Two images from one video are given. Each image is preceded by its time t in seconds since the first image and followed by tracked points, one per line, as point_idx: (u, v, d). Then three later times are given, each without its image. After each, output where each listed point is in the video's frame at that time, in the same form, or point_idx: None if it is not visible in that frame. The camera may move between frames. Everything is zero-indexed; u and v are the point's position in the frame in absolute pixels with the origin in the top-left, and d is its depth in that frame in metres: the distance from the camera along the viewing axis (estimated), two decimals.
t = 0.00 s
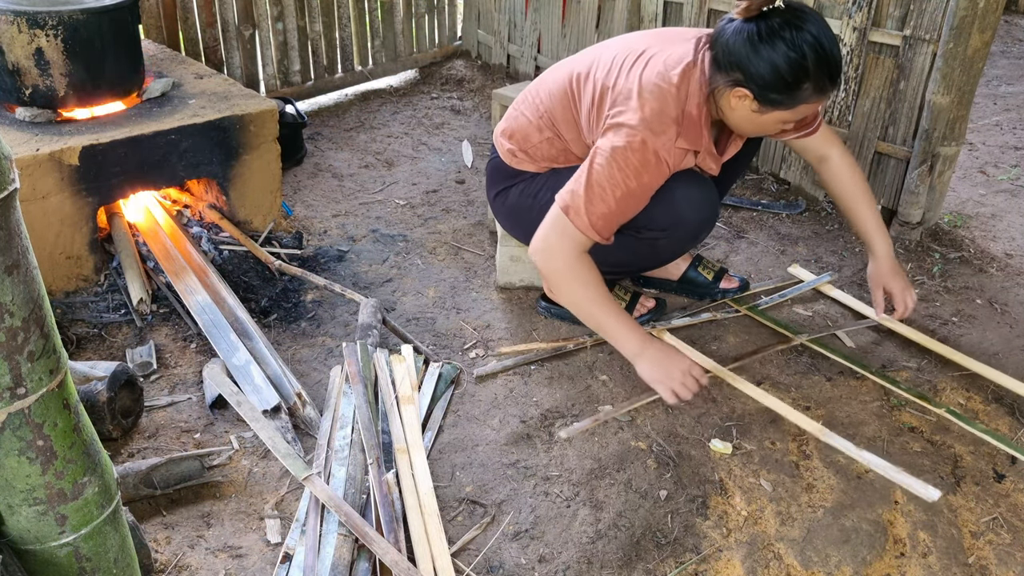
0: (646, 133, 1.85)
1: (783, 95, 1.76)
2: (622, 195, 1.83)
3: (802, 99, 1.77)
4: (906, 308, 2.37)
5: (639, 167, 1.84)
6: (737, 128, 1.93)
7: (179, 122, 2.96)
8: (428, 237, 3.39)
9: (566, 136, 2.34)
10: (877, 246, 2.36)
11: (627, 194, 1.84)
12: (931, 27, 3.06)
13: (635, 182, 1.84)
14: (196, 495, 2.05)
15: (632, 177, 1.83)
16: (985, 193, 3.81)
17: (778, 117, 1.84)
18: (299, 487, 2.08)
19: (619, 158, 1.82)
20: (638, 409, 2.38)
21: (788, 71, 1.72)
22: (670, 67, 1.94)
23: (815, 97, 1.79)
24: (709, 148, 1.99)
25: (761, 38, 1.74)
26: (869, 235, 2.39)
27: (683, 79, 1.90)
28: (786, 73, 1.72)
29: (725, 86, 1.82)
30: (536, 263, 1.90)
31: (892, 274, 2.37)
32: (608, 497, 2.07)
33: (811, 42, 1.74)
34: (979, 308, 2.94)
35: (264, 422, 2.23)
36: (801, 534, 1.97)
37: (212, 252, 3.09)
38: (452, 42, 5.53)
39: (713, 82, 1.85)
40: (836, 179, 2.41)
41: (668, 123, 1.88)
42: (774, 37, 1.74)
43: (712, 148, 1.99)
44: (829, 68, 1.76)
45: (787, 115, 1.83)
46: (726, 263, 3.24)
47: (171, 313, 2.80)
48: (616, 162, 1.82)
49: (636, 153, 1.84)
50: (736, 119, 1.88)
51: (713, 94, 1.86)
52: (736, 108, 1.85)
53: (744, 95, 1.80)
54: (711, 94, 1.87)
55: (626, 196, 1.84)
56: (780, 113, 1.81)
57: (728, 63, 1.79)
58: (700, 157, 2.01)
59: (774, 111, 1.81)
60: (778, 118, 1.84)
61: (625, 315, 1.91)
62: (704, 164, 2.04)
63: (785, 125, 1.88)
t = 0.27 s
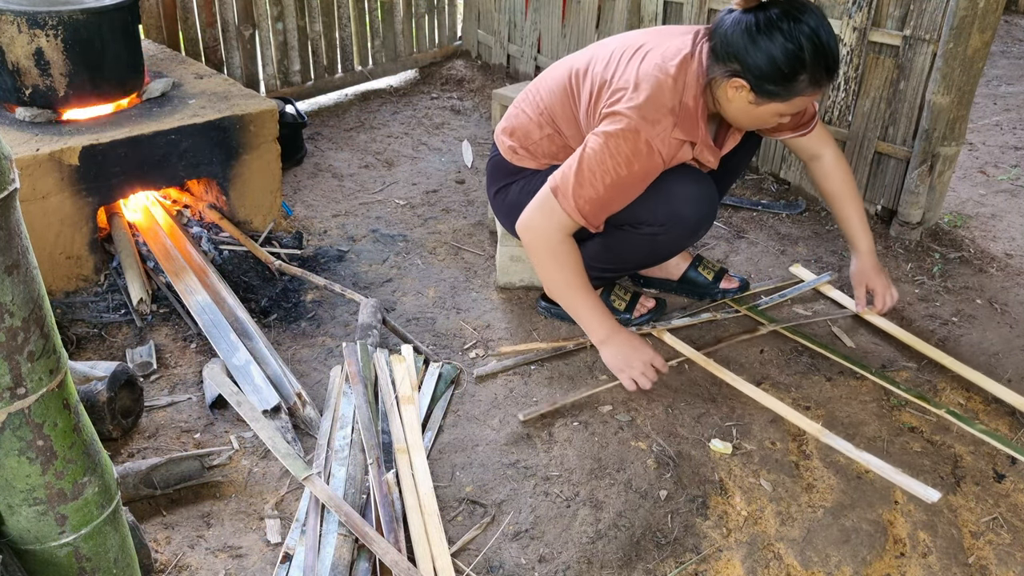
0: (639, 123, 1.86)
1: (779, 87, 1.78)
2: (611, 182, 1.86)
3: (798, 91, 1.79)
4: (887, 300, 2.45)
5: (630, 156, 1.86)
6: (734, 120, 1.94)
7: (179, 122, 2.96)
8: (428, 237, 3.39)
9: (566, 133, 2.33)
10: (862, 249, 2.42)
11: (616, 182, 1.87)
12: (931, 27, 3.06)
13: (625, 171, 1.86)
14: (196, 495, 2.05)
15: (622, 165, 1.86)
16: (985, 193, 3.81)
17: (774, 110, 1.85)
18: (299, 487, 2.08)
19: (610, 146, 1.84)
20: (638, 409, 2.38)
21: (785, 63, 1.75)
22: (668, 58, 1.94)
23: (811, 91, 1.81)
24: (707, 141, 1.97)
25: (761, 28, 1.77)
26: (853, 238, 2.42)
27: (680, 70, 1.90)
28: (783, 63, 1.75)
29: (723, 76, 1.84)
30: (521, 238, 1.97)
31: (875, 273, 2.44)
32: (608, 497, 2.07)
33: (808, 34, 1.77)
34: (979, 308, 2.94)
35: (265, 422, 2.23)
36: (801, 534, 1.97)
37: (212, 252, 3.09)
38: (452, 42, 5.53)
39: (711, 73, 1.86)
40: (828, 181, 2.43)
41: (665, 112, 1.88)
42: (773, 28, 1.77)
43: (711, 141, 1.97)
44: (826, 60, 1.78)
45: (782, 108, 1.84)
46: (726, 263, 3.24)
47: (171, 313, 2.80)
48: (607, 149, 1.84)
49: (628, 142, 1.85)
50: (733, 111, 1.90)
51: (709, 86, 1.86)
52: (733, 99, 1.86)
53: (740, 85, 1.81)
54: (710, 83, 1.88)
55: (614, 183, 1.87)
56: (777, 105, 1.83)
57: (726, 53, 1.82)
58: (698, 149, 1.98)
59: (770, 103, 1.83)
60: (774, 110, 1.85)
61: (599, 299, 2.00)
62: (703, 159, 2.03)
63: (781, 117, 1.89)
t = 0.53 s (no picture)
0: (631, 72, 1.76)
1: (772, 23, 1.58)
2: (611, 135, 1.74)
3: (793, 24, 1.58)
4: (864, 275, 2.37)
5: (626, 106, 1.75)
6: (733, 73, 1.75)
7: (179, 122, 2.96)
8: (429, 237, 3.39)
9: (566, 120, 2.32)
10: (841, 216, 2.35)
11: (615, 135, 1.74)
12: (932, 27, 3.06)
13: (624, 122, 1.75)
14: (196, 495, 2.05)
15: (619, 115, 1.74)
16: (985, 193, 3.81)
17: (773, 52, 1.65)
18: (299, 487, 2.08)
19: (603, 97, 1.74)
20: (638, 409, 2.38)
21: None
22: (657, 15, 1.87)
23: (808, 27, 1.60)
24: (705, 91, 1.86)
25: None
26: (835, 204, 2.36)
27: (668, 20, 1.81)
28: None
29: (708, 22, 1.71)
30: (528, 212, 1.82)
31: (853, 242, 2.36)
32: (608, 497, 2.08)
33: None
34: (979, 308, 2.94)
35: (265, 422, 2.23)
36: (801, 534, 1.97)
37: (212, 252, 3.09)
38: (452, 42, 5.53)
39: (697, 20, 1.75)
40: (822, 143, 2.35)
41: (657, 62, 1.78)
42: None
43: (708, 94, 1.87)
44: None
45: (782, 48, 1.63)
46: (726, 263, 3.24)
47: (171, 313, 2.80)
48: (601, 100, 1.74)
49: (622, 92, 1.75)
50: (725, 60, 1.73)
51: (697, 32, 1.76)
52: (722, 46, 1.70)
53: (727, 27, 1.65)
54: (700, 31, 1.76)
55: (614, 137, 1.74)
56: (774, 45, 1.62)
57: None
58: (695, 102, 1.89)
59: (767, 43, 1.62)
60: (773, 52, 1.64)
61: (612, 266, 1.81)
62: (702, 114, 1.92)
63: (782, 64, 1.70)
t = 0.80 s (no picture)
0: (666, 24, 2.04)
1: None
2: (660, 95, 2.06)
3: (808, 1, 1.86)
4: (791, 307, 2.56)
5: (670, 58, 2.04)
6: (743, 45, 2.07)
7: (179, 122, 2.96)
8: (429, 237, 3.39)
9: (558, 103, 2.40)
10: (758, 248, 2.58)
11: (666, 90, 2.06)
12: (932, 27, 3.06)
13: (670, 75, 2.05)
14: (196, 495, 2.05)
15: (665, 70, 2.05)
16: (985, 193, 3.81)
17: (782, 25, 1.94)
18: (299, 487, 2.08)
19: (650, 52, 2.04)
20: (638, 409, 2.38)
21: None
22: None
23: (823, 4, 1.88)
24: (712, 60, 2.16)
25: None
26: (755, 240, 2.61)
27: None
28: None
29: None
30: (625, 196, 2.20)
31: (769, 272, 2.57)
32: (608, 497, 2.08)
33: None
34: (979, 308, 2.94)
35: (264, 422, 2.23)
36: (801, 534, 1.97)
37: (212, 252, 3.09)
38: (452, 42, 5.53)
39: None
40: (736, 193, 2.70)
41: (684, 14, 2.06)
42: None
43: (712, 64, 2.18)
44: None
45: (792, 22, 1.92)
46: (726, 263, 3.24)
47: (171, 313, 2.80)
48: (644, 56, 2.04)
49: (660, 44, 2.04)
50: (742, 29, 2.02)
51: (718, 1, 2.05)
52: (745, 15, 1.98)
53: None
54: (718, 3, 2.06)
55: (665, 92, 2.07)
56: (785, 19, 1.92)
57: None
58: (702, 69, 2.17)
59: (780, 15, 1.92)
60: (783, 25, 1.94)
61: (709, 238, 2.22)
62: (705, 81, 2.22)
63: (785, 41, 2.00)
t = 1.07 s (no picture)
0: (668, 43, 2.07)
1: (794, 16, 1.88)
2: (659, 112, 2.12)
3: (811, 23, 1.88)
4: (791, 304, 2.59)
5: (669, 78, 2.08)
6: (746, 60, 2.08)
7: (179, 122, 2.96)
8: (429, 237, 3.39)
9: (562, 105, 2.41)
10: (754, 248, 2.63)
11: (665, 107, 2.12)
12: (932, 27, 3.06)
13: (670, 95, 2.11)
14: (196, 495, 2.05)
15: (665, 90, 2.10)
16: (985, 193, 3.81)
17: (785, 46, 1.97)
18: (299, 487, 2.08)
19: (651, 71, 2.08)
20: (638, 409, 2.38)
21: None
22: None
23: (825, 27, 1.91)
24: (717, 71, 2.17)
25: None
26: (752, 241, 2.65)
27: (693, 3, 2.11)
28: None
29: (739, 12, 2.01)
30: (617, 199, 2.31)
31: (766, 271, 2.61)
32: (608, 497, 2.07)
33: None
34: (979, 308, 2.94)
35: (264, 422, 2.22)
36: (801, 534, 1.97)
37: (212, 252, 3.09)
38: (452, 42, 5.53)
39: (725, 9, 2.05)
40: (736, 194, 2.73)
41: (689, 29, 2.07)
42: None
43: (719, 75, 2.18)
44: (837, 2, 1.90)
45: (795, 43, 1.95)
46: (726, 263, 3.24)
47: (171, 313, 2.81)
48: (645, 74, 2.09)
49: (661, 64, 2.08)
50: (745, 47, 2.04)
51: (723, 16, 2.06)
52: (749, 33, 2.01)
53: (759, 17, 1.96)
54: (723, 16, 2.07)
55: (664, 110, 2.12)
56: (788, 39, 1.95)
57: None
58: (707, 81, 2.18)
59: (783, 36, 1.95)
60: (786, 45, 1.97)
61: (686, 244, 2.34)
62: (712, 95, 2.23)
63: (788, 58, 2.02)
